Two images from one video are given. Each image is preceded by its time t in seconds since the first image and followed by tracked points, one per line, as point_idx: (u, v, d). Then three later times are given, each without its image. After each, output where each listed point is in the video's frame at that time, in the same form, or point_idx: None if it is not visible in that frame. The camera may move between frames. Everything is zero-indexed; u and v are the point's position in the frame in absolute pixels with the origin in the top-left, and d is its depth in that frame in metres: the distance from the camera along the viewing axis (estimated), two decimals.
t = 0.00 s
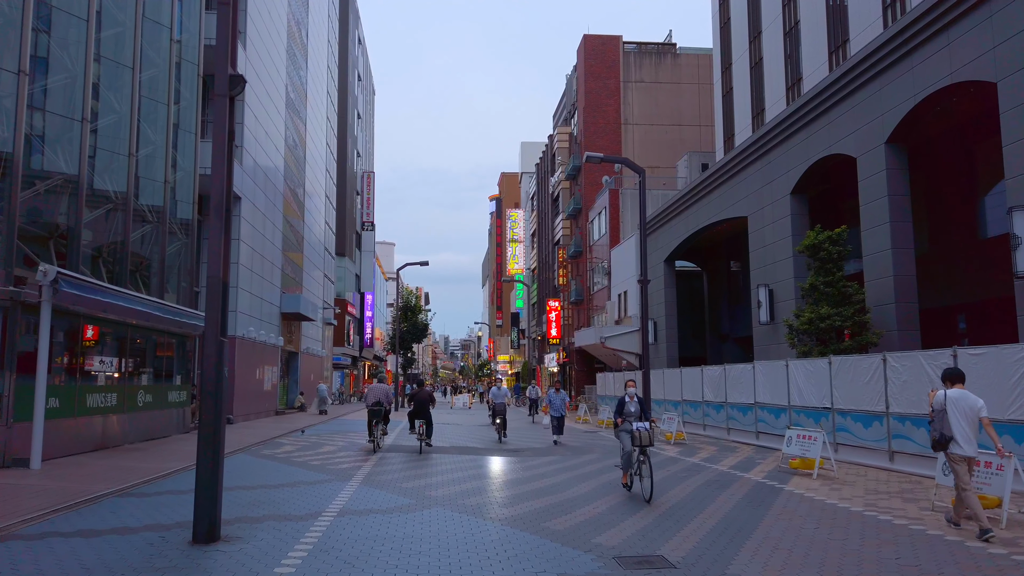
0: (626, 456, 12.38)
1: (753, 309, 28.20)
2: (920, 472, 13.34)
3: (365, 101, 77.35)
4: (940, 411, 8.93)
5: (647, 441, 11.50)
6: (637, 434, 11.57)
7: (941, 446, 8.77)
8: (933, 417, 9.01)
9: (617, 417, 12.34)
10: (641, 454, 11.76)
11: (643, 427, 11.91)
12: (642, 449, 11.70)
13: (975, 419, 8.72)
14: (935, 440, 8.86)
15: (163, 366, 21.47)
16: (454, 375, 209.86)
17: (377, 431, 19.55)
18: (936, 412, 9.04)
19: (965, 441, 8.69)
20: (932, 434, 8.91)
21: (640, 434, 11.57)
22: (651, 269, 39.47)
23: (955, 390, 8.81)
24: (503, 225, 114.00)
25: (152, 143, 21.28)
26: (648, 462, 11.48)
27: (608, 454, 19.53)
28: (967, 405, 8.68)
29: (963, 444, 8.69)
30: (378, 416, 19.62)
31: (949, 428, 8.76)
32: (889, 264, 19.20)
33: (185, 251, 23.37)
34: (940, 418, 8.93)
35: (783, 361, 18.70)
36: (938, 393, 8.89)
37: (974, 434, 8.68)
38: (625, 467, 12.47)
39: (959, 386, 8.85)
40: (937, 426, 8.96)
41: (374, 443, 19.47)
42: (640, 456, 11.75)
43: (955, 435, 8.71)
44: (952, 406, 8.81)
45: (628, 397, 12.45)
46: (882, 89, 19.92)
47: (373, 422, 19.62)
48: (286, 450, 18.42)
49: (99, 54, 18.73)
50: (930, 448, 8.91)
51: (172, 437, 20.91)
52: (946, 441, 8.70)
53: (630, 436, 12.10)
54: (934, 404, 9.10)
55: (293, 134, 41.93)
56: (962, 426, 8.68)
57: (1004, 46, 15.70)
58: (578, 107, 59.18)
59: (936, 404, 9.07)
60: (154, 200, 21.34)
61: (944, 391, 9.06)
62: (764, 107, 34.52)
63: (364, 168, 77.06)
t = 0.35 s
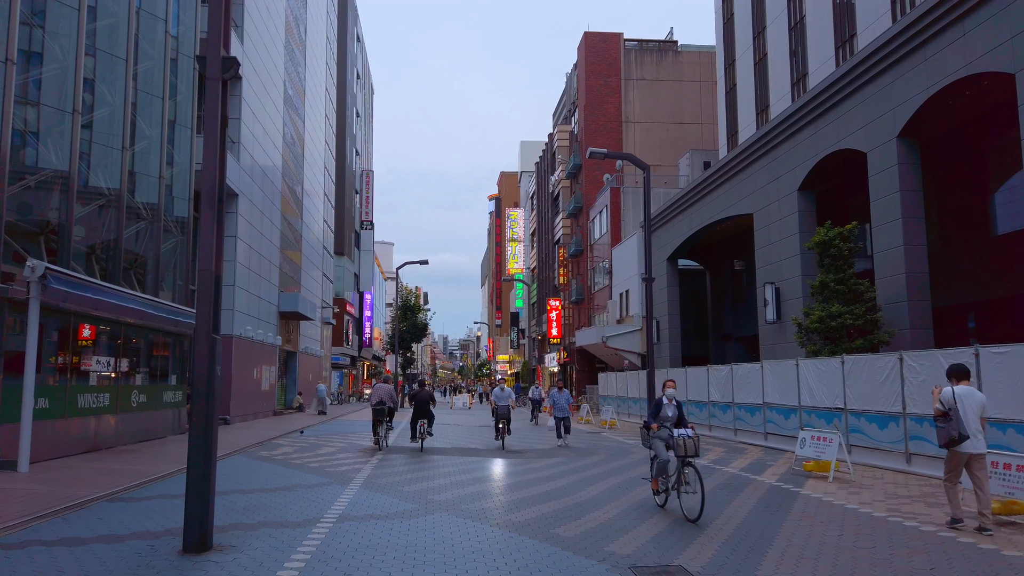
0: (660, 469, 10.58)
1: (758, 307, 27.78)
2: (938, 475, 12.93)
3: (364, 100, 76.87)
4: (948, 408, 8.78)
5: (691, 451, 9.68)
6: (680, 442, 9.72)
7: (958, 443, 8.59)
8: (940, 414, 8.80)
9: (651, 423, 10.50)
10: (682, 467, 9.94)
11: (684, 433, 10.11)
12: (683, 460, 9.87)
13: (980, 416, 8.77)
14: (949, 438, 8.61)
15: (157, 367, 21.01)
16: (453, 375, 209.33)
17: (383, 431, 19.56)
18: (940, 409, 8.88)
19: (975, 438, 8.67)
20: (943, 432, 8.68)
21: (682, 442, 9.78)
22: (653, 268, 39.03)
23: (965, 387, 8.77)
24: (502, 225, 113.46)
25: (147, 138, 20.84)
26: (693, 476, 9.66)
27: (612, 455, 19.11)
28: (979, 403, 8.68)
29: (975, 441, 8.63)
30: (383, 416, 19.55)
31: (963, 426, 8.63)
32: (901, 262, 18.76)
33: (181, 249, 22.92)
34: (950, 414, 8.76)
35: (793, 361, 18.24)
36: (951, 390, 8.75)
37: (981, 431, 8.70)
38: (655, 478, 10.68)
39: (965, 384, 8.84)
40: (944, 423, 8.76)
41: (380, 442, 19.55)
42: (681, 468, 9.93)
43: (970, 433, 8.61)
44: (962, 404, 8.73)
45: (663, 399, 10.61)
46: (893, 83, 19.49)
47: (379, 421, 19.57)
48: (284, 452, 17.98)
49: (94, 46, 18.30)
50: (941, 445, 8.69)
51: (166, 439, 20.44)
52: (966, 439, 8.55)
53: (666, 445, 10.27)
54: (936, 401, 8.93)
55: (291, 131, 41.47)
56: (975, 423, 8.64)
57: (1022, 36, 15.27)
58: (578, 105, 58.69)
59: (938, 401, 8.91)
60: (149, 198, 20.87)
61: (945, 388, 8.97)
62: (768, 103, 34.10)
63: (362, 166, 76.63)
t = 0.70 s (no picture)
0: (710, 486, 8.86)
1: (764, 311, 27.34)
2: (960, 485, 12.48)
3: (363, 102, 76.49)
4: (948, 417, 8.73)
5: (751, 475, 7.93)
6: (737, 464, 7.97)
7: (960, 453, 8.56)
8: (941, 424, 8.76)
9: (699, 440, 8.96)
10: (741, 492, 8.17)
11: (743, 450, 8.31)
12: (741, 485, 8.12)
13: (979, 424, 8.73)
14: (952, 448, 8.56)
15: (152, 371, 20.51)
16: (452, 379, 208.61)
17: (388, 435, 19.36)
18: (939, 418, 8.82)
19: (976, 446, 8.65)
20: (945, 442, 8.64)
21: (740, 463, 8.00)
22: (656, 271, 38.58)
23: (964, 395, 8.70)
24: (502, 228, 113.00)
25: (142, 137, 20.39)
26: (755, 504, 7.96)
27: (618, 462, 18.62)
28: (977, 411, 8.64)
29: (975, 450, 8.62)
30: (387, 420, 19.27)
31: (966, 435, 8.59)
32: (914, 264, 18.31)
33: (177, 251, 22.44)
34: (950, 424, 8.72)
35: (804, 366, 17.76)
36: (950, 399, 8.69)
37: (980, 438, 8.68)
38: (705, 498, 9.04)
39: (964, 391, 8.76)
40: (944, 433, 8.72)
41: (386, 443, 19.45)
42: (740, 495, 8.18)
43: (971, 441, 8.59)
44: (961, 412, 8.68)
45: (711, 410, 9.09)
46: (904, 82, 19.08)
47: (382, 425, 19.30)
48: (282, 459, 17.52)
49: (89, 43, 17.89)
50: (943, 455, 8.67)
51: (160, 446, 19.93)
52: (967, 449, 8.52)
53: (719, 464, 8.60)
54: (934, 410, 8.89)
55: (290, 132, 41.02)
56: (975, 432, 8.61)
57: None
58: (579, 107, 58.29)
59: (937, 409, 8.85)
60: (143, 198, 20.40)
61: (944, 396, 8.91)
62: (772, 104, 33.71)
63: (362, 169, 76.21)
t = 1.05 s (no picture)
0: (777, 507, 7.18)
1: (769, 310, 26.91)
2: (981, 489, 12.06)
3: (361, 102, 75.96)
4: (943, 417, 8.92)
5: (832, 495, 6.38)
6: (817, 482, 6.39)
7: (950, 451, 8.71)
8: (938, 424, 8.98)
9: (764, 451, 7.14)
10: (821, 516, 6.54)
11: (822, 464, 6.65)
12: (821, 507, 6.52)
13: (978, 425, 8.73)
14: (942, 445, 8.78)
15: (144, 372, 19.97)
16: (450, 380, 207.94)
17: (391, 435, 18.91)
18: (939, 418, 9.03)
19: (972, 446, 8.66)
20: (938, 440, 8.87)
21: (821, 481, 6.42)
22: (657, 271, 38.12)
23: (961, 396, 8.79)
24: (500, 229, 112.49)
25: (133, 131, 19.87)
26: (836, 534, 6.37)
27: (623, 464, 18.15)
28: (971, 411, 8.69)
29: (968, 450, 8.66)
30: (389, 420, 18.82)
31: (958, 434, 8.72)
32: (925, 261, 17.87)
33: (170, 249, 21.90)
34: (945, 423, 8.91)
35: (814, 366, 17.30)
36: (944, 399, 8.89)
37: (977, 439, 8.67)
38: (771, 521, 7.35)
39: (966, 393, 8.82)
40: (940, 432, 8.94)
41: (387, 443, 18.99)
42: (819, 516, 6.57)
43: (962, 440, 8.67)
44: (957, 412, 8.80)
45: (775, 414, 7.21)
46: (914, 76, 18.65)
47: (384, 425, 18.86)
48: (278, 461, 17.03)
49: (79, 35, 17.43)
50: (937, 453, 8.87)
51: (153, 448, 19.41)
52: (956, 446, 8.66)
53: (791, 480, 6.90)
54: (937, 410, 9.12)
55: (286, 130, 40.51)
56: (969, 431, 8.67)
57: None
58: (579, 106, 57.84)
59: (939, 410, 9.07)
60: (134, 195, 19.88)
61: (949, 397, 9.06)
62: (775, 101, 33.25)
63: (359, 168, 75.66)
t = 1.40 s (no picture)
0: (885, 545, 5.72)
1: (775, 309, 26.51)
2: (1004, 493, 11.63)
3: (359, 100, 75.43)
4: (946, 415, 8.06)
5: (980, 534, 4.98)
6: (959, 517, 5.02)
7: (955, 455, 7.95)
8: (938, 422, 8.14)
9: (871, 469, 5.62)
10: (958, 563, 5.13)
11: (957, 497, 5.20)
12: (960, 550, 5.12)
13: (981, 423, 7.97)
14: (947, 448, 8.01)
15: (138, 372, 19.47)
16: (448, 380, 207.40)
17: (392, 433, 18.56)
18: (940, 415, 8.17)
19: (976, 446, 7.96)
20: (940, 442, 8.07)
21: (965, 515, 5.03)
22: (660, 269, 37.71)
23: (964, 393, 7.90)
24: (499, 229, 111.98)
25: (127, 124, 19.38)
26: None
27: (629, 466, 17.69)
28: (976, 411, 7.86)
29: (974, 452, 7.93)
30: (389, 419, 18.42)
31: (962, 435, 7.94)
32: (939, 258, 17.43)
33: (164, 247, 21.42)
34: (946, 422, 8.07)
35: (826, 366, 16.84)
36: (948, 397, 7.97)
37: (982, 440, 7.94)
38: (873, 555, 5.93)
39: (967, 388, 7.94)
40: (941, 430, 8.12)
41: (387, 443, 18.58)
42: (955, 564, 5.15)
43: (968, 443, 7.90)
44: (961, 411, 7.94)
45: (890, 422, 5.67)
46: (926, 70, 18.21)
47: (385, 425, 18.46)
48: (276, 464, 16.54)
49: (71, 25, 16.93)
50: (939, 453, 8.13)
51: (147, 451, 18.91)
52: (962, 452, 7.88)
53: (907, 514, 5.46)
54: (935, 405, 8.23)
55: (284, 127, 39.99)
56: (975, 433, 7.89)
57: None
58: (579, 104, 57.36)
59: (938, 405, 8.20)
60: (129, 190, 19.40)
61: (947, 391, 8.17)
62: (780, 97, 32.80)
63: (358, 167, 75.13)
